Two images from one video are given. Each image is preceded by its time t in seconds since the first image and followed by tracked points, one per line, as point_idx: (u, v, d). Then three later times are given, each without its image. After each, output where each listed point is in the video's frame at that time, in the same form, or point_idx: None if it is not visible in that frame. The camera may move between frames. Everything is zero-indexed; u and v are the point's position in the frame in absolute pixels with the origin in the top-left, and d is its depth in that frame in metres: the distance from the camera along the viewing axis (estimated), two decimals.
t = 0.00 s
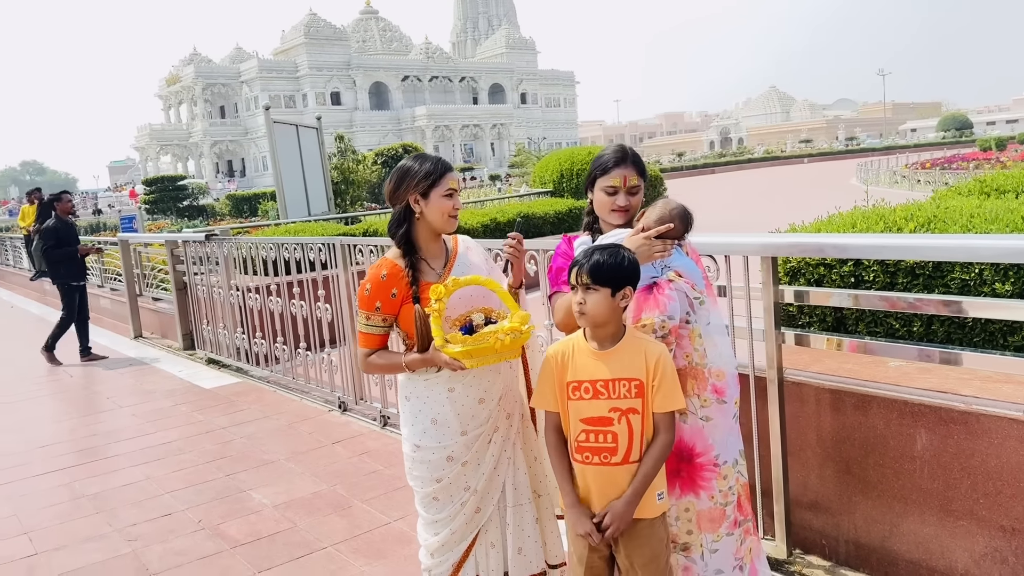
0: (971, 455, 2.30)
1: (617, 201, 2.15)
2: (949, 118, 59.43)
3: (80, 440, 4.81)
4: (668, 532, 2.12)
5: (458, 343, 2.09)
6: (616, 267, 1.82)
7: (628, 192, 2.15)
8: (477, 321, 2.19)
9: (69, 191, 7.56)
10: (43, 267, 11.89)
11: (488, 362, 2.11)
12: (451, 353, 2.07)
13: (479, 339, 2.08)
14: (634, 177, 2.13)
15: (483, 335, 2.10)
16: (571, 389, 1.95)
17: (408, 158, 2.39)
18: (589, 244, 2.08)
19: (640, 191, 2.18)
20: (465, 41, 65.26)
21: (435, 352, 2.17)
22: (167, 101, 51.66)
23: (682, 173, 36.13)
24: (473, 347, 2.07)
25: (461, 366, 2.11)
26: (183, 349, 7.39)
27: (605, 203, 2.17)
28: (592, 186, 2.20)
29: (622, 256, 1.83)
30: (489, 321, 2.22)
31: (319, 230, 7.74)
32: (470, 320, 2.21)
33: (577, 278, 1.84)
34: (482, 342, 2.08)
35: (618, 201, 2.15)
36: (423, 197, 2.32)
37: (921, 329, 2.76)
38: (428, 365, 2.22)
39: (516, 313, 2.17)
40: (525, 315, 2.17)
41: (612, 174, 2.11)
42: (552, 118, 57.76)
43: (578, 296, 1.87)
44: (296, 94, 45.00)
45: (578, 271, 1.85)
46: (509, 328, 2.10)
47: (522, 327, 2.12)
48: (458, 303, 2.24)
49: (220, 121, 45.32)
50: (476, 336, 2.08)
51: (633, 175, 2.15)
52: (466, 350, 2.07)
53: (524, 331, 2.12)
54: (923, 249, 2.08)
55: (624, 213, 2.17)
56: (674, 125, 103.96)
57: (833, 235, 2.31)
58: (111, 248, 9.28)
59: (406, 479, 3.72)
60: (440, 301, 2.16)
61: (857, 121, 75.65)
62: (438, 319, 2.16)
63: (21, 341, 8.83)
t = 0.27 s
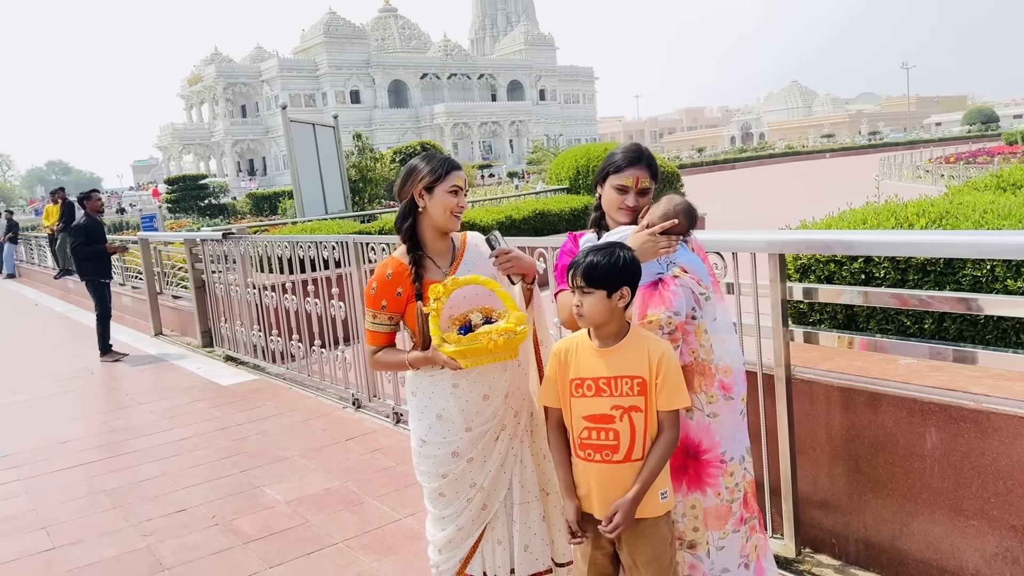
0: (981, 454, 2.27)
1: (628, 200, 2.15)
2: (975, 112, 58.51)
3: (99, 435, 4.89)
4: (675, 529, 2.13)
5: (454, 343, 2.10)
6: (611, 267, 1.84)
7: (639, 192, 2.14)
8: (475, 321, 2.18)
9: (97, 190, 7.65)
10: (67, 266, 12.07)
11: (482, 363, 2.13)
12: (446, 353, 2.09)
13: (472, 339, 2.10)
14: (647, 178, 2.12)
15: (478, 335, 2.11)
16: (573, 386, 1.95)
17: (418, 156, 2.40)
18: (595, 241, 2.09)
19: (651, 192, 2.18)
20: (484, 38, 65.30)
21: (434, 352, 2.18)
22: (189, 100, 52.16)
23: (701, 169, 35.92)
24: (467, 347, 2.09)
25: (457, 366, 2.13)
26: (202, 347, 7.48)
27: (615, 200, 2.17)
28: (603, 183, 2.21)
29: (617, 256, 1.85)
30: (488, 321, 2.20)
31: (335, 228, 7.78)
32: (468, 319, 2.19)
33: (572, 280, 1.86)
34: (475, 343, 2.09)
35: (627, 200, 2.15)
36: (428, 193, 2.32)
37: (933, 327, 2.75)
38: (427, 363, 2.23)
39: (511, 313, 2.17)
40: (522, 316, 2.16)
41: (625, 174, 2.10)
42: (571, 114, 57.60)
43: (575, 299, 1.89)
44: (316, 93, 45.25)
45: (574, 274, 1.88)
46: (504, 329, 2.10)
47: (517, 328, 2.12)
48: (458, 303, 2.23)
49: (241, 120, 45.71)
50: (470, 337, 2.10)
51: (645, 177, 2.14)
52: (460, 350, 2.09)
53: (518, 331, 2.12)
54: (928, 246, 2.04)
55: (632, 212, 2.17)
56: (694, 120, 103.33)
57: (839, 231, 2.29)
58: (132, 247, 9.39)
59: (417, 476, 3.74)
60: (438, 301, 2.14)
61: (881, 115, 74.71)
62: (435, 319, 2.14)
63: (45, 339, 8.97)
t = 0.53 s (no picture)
0: (997, 453, 2.22)
1: (636, 194, 2.14)
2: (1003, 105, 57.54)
3: (118, 431, 4.94)
4: (683, 527, 2.07)
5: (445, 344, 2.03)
6: (607, 264, 1.82)
7: (649, 186, 2.13)
8: (473, 322, 2.09)
9: (121, 186, 7.71)
10: (90, 263, 12.23)
11: (473, 365, 2.03)
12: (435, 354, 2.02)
13: (462, 341, 2.01)
14: (656, 172, 2.11)
15: (468, 337, 2.02)
16: (577, 383, 1.95)
17: (429, 155, 2.37)
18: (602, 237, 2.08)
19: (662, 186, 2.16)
20: (504, 34, 65.24)
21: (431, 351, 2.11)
22: (211, 99, 52.61)
23: (722, 164, 35.64)
24: (455, 349, 2.01)
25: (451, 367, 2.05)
26: (220, 343, 7.54)
27: (624, 194, 2.16)
28: (613, 178, 2.19)
29: (612, 252, 1.83)
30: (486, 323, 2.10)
31: (352, 225, 7.79)
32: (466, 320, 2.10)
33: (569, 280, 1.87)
34: (463, 346, 2.00)
35: (637, 194, 2.14)
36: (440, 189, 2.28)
37: (950, 324, 2.71)
38: (429, 360, 2.19)
39: (508, 315, 2.05)
40: (516, 320, 2.03)
41: (636, 168, 2.09)
42: (591, 109, 57.38)
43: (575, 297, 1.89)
44: (337, 91, 45.45)
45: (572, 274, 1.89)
46: (494, 332, 1.99)
47: (506, 333, 2.00)
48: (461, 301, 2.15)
49: (262, 118, 46.04)
50: (460, 339, 2.01)
51: (656, 171, 2.13)
52: (449, 352, 2.01)
53: (508, 336, 2.00)
54: (943, 241, 2.01)
55: (640, 206, 2.16)
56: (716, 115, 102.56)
57: (852, 226, 2.26)
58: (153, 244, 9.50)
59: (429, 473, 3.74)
60: (437, 300, 2.05)
61: (906, 108, 73.69)
62: (434, 318, 2.07)
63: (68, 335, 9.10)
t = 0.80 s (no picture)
0: (1011, 454, 2.17)
1: (619, 182, 2.07)
2: None
3: (135, 426, 4.99)
4: (685, 529, 2.04)
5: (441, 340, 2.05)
6: (617, 259, 1.82)
7: (627, 168, 2.06)
8: (474, 319, 2.09)
9: (143, 182, 7.74)
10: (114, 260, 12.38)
11: (471, 363, 2.06)
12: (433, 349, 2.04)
13: (458, 338, 2.03)
14: (626, 151, 2.05)
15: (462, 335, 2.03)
16: (576, 382, 1.94)
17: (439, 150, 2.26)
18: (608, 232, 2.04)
19: (643, 164, 2.07)
20: (525, 29, 65.11)
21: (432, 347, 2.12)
22: (234, 97, 53.03)
23: (744, 159, 35.31)
24: (451, 347, 2.03)
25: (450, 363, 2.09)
26: (238, 339, 7.59)
27: (611, 187, 2.10)
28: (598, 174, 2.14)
29: (625, 247, 1.83)
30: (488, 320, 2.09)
31: (368, 221, 7.81)
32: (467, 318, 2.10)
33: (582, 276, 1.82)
34: (459, 342, 2.02)
35: (620, 180, 2.07)
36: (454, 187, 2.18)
37: (965, 322, 2.65)
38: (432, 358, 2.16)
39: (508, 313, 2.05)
40: (514, 318, 2.03)
41: (606, 155, 2.05)
42: (612, 105, 57.12)
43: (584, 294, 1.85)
44: (358, 88, 45.62)
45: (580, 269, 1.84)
46: (489, 330, 2.00)
47: (502, 330, 2.00)
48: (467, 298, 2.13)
49: (284, 116, 46.36)
50: (456, 336, 2.03)
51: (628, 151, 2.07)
52: (447, 349, 2.03)
53: (504, 333, 2.00)
54: (956, 236, 1.95)
55: (631, 189, 2.08)
56: (738, 109, 101.65)
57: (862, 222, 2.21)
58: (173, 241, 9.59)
59: (438, 470, 3.74)
60: (440, 296, 2.08)
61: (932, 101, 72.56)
62: (436, 314, 2.08)
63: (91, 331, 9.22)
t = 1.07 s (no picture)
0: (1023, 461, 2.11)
1: (608, 184, 2.08)
2: None
3: (151, 423, 5.04)
4: (685, 536, 2.00)
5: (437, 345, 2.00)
6: (634, 262, 1.82)
7: (616, 170, 2.06)
8: (469, 323, 2.05)
9: (164, 182, 7.77)
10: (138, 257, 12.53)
11: (466, 368, 1.99)
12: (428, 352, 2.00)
13: (453, 343, 1.98)
14: (614, 153, 2.04)
15: (457, 340, 1.99)
16: (569, 390, 1.88)
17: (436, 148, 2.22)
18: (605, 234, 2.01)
19: (634, 165, 2.06)
20: (547, 25, 64.89)
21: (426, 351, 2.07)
22: (258, 95, 53.45)
23: (769, 154, 34.89)
24: (445, 352, 1.97)
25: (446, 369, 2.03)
26: (256, 336, 7.65)
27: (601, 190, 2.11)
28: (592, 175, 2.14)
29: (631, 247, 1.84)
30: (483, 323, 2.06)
31: (384, 219, 7.82)
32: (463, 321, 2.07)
33: (608, 278, 1.79)
34: (453, 348, 1.97)
35: (610, 182, 2.07)
36: (450, 187, 2.15)
37: (978, 324, 2.58)
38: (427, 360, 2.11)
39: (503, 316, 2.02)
40: (510, 321, 1.99)
41: (595, 157, 2.06)
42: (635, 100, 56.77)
43: (601, 296, 1.81)
44: (381, 86, 45.78)
45: (603, 271, 1.79)
46: (485, 335, 1.96)
47: (498, 334, 1.97)
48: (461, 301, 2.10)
49: (308, 113, 46.66)
50: (450, 341, 1.98)
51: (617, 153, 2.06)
52: (441, 354, 1.98)
53: (499, 338, 1.97)
54: (964, 237, 1.90)
55: (621, 190, 2.07)
56: (764, 104, 100.54)
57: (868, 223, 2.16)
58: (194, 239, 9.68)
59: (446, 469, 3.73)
60: (435, 301, 2.03)
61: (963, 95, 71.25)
62: (432, 319, 2.04)
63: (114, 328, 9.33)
